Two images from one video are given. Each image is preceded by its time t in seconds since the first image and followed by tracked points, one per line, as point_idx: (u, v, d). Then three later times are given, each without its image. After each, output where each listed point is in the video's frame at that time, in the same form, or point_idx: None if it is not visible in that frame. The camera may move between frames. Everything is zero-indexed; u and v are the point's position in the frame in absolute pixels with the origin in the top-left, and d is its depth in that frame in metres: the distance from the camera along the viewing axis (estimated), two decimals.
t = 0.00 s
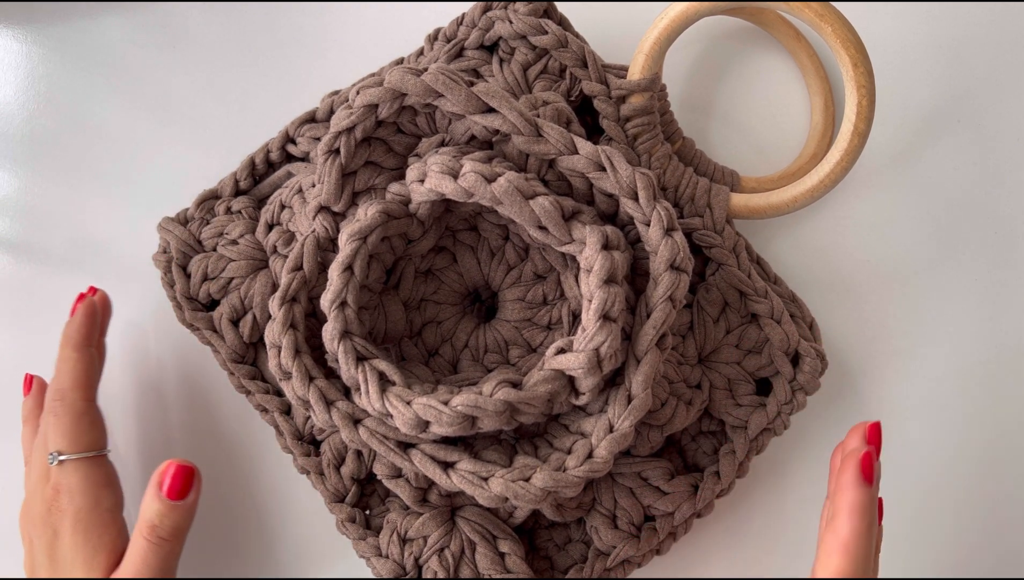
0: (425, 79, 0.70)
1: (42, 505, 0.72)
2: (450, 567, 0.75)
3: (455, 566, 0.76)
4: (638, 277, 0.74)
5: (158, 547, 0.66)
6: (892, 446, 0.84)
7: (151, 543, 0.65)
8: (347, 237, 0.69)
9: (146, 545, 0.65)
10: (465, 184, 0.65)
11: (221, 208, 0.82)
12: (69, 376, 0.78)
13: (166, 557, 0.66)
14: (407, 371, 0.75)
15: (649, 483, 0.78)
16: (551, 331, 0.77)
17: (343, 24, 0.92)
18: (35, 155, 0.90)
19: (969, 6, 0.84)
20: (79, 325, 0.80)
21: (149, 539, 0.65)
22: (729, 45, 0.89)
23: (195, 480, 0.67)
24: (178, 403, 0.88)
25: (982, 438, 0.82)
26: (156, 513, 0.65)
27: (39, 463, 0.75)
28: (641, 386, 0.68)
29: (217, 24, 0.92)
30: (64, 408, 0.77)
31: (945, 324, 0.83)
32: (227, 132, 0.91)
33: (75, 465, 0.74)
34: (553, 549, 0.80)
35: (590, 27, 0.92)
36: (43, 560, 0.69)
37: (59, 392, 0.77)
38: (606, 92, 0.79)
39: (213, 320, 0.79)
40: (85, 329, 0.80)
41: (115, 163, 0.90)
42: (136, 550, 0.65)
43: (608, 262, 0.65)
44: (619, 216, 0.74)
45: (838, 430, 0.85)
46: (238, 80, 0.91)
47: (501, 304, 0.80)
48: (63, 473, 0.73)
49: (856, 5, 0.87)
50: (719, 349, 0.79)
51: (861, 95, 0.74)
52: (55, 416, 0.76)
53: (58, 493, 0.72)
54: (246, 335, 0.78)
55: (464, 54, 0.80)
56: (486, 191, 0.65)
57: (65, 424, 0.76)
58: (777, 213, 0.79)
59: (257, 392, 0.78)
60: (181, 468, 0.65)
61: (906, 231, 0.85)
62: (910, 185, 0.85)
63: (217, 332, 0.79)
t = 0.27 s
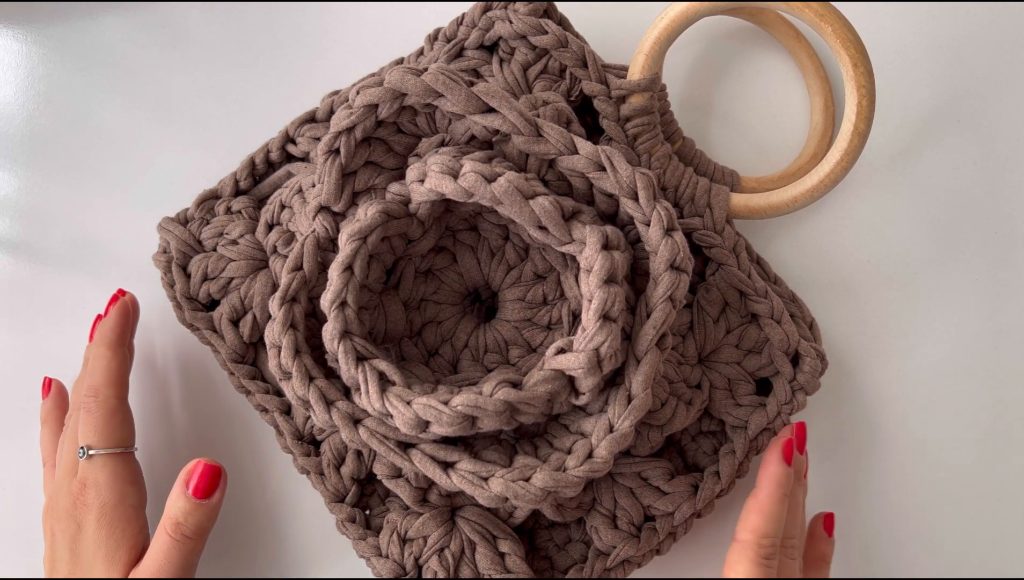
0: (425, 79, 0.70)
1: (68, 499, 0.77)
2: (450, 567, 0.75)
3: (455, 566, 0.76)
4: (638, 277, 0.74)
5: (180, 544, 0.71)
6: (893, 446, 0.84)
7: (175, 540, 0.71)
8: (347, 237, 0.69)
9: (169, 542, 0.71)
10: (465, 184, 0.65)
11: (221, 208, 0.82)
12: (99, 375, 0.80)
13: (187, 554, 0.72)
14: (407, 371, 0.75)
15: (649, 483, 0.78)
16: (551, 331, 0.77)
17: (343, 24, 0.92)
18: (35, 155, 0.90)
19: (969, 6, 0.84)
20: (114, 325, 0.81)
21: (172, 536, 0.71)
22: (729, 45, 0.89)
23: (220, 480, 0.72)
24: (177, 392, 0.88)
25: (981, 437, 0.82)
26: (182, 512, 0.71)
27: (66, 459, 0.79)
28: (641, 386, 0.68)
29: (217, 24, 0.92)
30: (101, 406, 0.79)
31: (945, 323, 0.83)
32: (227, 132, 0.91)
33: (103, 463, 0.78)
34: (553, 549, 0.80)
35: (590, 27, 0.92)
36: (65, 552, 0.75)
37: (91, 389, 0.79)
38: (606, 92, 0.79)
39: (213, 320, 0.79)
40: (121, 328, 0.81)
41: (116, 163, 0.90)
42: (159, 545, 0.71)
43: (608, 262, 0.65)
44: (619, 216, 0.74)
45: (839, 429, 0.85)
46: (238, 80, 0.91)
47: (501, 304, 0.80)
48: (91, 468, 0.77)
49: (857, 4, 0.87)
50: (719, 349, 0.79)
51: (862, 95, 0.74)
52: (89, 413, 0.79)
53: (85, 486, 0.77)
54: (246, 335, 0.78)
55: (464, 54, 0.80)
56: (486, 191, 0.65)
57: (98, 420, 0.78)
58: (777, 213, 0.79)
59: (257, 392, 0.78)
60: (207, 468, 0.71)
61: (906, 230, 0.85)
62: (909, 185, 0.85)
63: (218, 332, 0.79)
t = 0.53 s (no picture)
0: (424, 79, 0.70)
1: (69, 489, 0.77)
2: (450, 567, 0.75)
3: (455, 566, 0.76)
4: (638, 277, 0.74)
5: (181, 534, 0.71)
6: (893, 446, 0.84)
7: (175, 529, 0.71)
8: (347, 237, 0.69)
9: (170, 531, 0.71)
10: (464, 183, 0.66)
11: (221, 208, 0.82)
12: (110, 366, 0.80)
13: (188, 544, 0.72)
14: (407, 371, 0.75)
15: (649, 483, 0.78)
16: (551, 331, 0.77)
17: (343, 24, 0.92)
18: (35, 155, 0.90)
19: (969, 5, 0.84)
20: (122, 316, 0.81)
21: (173, 525, 0.71)
22: (729, 46, 0.89)
23: (220, 469, 0.73)
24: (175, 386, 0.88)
25: (981, 437, 0.82)
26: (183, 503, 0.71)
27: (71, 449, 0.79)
28: (641, 386, 0.68)
29: (217, 23, 0.92)
30: (104, 396, 0.79)
31: (945, 323, 0.83)
32: (227, 132, 0.91)
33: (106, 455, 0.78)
34: (553, 549, 0.80)
35: (590, 28, 0.92)
36: (66, 541, 0.75)
37: (96, 379, 0.79)
38: (606, 92, 0.79)
39: (213, 320, 0.79)
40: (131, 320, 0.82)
41: (116, 163, 0.90)
42: (160, 534, 0.71)
43: (608, 262, 0.65)
44: (619, 216, 0.74)
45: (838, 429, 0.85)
46: (238, 80, 0.91)
47: (501, 304, 0.80)
48: (92, 458, 0.77)
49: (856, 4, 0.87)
50: (719, 349, 0.79)
51: (862, 94, 0.74)
52: (93, 403, 0.79)
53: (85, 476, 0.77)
54: (246, 335, 0.78)
55: (464, 54, 0.80)
56: (486, 191, 0.65)
57: (102, 410, 0.78)
58: (777, 213, 0.79)
59: (257, 392, 0.78)
60: (207, 457, 0.72)
61: (906, 230, 0.85)
62: (909, 184, 0.85)
63: (218, 332, 0.79)
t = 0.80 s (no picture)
0: (424, 79, 0.70)
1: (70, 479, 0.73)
2: (450, 567, 0.75)
3: (455, 566, 0.76)
4: (638, 277, 0.74)
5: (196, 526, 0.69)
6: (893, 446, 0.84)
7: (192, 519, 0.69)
8: (347, 237, 0.69)
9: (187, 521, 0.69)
10: (464, 183, 0.66)
11: (221, 208, 0.82)
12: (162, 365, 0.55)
13: (218, 575, 0.54)
14: (407, 371, 0.75)
15: (649, 483, 0.78)
16: (551, 331, 0.77)
17: (343, 24, 0.92)
18: (36, 155, 0.89)
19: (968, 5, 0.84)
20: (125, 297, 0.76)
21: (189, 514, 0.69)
22: (729, 45, 0.89)
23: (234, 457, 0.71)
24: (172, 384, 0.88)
25: (982, 436, 0.82)
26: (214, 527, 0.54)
27: (68, 452, 0.56)
28: (641, 386, 0.68)
29: (217, 23, 0.92)
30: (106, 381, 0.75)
31: (946, 322, 0.83)
32: (227, 132, 0.91)
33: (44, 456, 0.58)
34: (553, 549, 0.80)
35: (591, 28, 0.92)
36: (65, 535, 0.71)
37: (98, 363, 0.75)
38: (606, 92, 0.79)
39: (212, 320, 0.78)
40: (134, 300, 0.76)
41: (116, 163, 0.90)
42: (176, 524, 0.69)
43: (608, 262, 0.65)
44: (619, 216, 0.74)
45: (839, 429, 0.85)
46: (239, 80, 0.91)
47: (501, 303, 0.80)
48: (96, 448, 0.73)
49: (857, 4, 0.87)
50: (719, 349, 0.79)
51: (862, 94, 0.74)
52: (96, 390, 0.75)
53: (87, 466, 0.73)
54: (245, 334, 0.78)
55: (464, 54, 0.80)
56: (486, 191, 0.65)
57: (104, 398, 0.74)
58: (777, 213, 0.79)
59: (257, 391, 0.78)
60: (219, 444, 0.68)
61: (907, 230, 0.84)
62: (910, 184, 0.85)
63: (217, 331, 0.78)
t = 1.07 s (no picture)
0: (424, 81, 0.69)
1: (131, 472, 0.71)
2: (451, 567, 0.76)
3: (455, 566, 0.76)
4: (638, 279, 0.75)
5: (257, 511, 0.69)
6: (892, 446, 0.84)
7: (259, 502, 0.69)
8: (347, 239, 0.69)
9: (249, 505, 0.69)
10: (464, 187, 0.65)
11: (221, 208, 0.82)
12: (286, 417, 0.67)
13: None
14: (407, 372, 0.75)
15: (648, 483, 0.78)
16: (551, 331, 0.77)
17: (343, 24, 0.92)
18: (35, 155, 0.90)
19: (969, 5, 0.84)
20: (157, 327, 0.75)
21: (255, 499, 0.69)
22: (729, 45, 0.89)
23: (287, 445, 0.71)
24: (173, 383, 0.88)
25: (980, 436, 0.82)
26: (314, 575, 0.63)
27: (180, 477, 0.67)
28: (641, 390, 0.68)
29: (216, 23, 0.92)
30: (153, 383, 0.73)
31: (946, 322, 0.83)
32: (227, 132, 0.91)
33: (144, 480, 0.68)
34: (553, 549, 0.80)
35: (591, 28, 0.92)
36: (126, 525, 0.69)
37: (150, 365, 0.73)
38: (606, 92, 0.79)
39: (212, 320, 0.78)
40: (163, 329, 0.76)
41: (115, 163, 0.90)
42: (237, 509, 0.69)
43: (608, 265, 0.65)
44: (619, 218, 0.74)
45: (838, 429, 0.85)
46: (238, 80, 0.91)
47: (501, 304, 0.80)
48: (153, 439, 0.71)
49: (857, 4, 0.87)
50: (718, 349, 0.79)
51: (862, 95, 0.74)
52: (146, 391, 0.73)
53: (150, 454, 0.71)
54: (246, 334, 0.76)
55: (464, 54, 0.79)
56: (486, 195, 0.65)
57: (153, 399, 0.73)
58: (777, 213, 0.79)
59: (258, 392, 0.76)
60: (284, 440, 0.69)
61: (907, 230, 0.85)
62: (910, 184, 0.85)
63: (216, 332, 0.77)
